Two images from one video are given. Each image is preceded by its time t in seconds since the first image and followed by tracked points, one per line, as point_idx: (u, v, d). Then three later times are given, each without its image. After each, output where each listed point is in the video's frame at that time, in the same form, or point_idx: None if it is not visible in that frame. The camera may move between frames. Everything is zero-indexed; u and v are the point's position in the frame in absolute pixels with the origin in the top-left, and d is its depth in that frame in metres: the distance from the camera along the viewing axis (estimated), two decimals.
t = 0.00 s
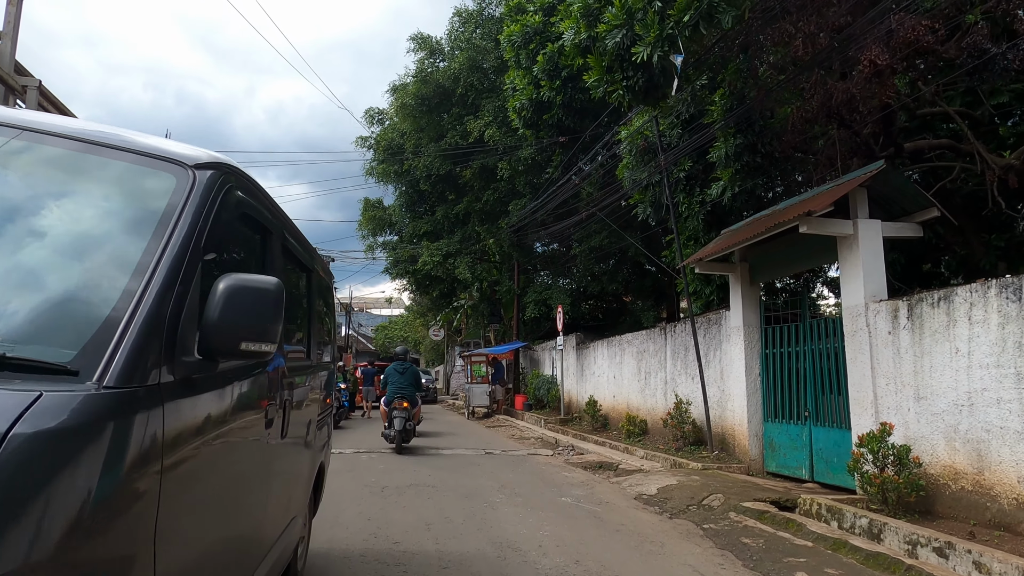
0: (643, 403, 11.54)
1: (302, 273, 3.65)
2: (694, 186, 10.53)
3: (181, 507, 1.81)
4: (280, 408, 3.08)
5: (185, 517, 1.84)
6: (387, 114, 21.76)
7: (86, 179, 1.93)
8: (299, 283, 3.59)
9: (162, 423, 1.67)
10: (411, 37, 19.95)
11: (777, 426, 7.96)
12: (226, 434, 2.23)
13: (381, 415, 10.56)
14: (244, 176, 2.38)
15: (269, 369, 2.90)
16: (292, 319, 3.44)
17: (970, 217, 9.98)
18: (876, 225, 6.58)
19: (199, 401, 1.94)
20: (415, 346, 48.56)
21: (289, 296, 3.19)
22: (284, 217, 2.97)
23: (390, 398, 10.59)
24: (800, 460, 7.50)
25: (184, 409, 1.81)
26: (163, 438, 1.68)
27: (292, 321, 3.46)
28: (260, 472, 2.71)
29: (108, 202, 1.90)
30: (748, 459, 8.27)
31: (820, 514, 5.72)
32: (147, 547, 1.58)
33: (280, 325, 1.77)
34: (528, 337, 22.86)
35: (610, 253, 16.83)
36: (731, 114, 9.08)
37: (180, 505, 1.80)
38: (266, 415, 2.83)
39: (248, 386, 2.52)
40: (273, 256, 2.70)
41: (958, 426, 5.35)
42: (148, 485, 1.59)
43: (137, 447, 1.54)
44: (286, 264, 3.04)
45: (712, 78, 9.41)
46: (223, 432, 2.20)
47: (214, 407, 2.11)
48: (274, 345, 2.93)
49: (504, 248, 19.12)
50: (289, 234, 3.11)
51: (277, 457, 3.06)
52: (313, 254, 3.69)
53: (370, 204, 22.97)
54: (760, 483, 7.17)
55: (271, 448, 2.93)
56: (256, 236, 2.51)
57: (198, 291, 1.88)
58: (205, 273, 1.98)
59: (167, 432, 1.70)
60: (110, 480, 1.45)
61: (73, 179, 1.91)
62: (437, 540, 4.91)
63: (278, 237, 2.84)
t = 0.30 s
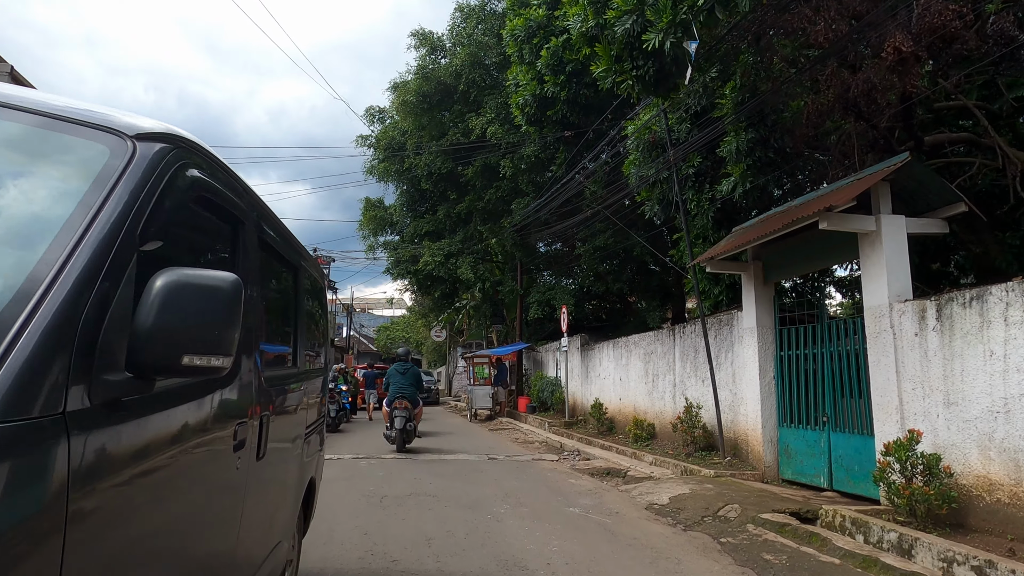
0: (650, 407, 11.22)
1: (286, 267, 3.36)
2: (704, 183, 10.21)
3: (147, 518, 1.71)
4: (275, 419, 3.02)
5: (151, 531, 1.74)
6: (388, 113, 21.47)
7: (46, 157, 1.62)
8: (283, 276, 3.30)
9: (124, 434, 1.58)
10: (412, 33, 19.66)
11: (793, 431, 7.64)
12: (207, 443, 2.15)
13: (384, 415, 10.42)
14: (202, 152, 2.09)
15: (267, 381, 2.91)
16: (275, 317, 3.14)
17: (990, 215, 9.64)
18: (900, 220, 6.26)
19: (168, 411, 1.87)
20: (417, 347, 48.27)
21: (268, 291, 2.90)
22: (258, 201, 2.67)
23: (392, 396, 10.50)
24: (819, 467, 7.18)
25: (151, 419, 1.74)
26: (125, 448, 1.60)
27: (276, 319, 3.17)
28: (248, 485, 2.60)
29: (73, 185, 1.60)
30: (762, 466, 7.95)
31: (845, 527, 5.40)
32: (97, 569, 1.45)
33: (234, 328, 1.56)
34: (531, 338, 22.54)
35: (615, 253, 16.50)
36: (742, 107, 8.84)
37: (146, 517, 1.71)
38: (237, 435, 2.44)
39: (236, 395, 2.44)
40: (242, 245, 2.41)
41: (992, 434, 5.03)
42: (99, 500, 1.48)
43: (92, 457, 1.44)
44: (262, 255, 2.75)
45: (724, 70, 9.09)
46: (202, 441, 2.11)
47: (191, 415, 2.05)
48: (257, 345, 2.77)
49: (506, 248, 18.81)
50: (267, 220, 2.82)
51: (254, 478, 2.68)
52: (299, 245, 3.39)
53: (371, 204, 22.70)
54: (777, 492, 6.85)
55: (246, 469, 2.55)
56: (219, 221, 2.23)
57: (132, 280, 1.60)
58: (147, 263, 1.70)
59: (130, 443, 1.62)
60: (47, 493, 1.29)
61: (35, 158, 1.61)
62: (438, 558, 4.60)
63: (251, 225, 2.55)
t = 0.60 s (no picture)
0: (659, 406, 10.91)
1: (267, 246, 3.04)
2: (715, 175, 9.90)
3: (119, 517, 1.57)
4: (269, 411, 2.87)
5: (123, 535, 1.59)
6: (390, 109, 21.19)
7: None
8: (264, 255, 2.98)
9: (87, 423, 1.44)
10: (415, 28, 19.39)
11: (811, 431, 7.33)
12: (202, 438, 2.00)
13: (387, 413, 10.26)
14: (145, 92, 1.80)
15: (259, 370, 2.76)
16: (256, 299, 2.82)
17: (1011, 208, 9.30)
18: (927, 209, 5.94)
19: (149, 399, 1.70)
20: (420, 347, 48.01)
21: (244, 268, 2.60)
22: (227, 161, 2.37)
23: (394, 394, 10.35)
24: (838, 469, 6.87)
25: (125, 408, 1.59)
26: (89, 439, 1.45)
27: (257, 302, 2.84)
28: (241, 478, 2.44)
29: None
30: (779, 468, 7.63)
31: (872, 534, 5.08)
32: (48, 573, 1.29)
33: (169, 299, 1.36)
34: (535, 337, 22.23)
35: (621, 250, 16.19)
36: (755, 96, 8.54)
37: (117, 518, 1.56)
38: (198, 436, 1.98)
39: (217, 388, 2.12)
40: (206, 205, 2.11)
41: None
42: (49, 494, 1.31)
43: (43, 450, 1.29)
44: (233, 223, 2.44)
45: (736, 58, 8.78)
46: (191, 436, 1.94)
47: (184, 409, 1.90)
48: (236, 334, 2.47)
49: (510, 246, 18.52)
50: (240, 185, 2.52)
51: (223, 489, 2.22)
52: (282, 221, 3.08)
53: (373, 202, 22.44)
54: (796, 495, 6.53)
55: (211, 477, 2.09)
56: (173, 175, 1.93)
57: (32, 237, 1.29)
58: (57, 207, 1.41)
59: (95, 433, 1.47)
60: None
61: None
62: (440, 568, 4.28)
63: (218, 190, 2.24)
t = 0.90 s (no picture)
0: (666, 409, 10.57)
1: (228, 235, 2.71)
2: (724, 170, 9.55)
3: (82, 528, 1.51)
4: (245, 419, 2.84)
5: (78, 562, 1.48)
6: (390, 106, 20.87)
7: None
8: (224, 245, 2.65)
9: (40, 431, 1.35)
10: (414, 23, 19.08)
11: (828, 437, 6.98)
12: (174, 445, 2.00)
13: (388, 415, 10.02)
14: (54, 34, 1.49)
15: (234, 376, 2.74)
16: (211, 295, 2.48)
17: None
18: (955, 202, 5.59)
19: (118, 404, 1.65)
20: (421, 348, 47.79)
21: (194, 257, 2.28)
22: (172, 130, 2.06)
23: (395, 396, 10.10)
24: (859, 477, 6.52)
25: (90, 413, 1.53)
26: (41, 449, 1.36)
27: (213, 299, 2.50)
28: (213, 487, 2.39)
29: None
30: (794, 475, 7.28)
31: (900, 551, 4.74)
32: None
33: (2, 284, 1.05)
34: (537, 337, 21.89)
35: (625, 249, 15.84)
36: (767, 86, 8.23)
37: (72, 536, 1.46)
38: (112, 472, 1.62)
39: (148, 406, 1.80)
40: (136, 178, 1.79)
41: None
42: None
43: None
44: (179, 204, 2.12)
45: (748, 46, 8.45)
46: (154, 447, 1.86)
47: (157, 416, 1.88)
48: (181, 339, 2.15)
49: (512, 245, 18.20)
50: (189, 159, 2.21)
51: (159, 531, 1.91)
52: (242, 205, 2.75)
53: (373, 200, 22.10)
54: (814, 505, 6.18)
55: (136, 518, 1.75)
56: (89, 138, 1.62)
57: None
58: None
59: (56, 442, 1.40)
60: None
61: None
62: None
63: (157, 164, 1.92)
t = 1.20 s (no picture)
0: (674, 410, 10.26)
1: (187, 216, 2.37)
2: (735, 162, 9.24)
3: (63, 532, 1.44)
4: (232, 419, 2.72)
5: None
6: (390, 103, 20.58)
7: None
8: (181, 226, 2.31)
9: None
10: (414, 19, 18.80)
11: (847, 440, 6.67)
12: (166, 447, 2.01)
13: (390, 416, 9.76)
14: None
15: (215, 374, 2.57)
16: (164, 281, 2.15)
17: None
18: (987, 191, 5.28)
19: (101, 399, 1.60)
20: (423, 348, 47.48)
21: (142, 229, 1.95)
22: (109, 73, 1.74)
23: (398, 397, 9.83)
24: (883, 481, 6.21)
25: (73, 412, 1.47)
26: None
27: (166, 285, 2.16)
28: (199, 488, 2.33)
29: None
30: (812, 479, 6.96)
31: (934, 562, 4.43)
32: None
33: None
34: (540, 337, 21.58)
35: (630, 246, 15.53)
36: (780, 75, 7.93)
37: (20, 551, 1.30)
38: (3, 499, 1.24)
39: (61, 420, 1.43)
40: (50, 121, 1.47)
41: None
42: None
43: None
44: (117, 165, 1.79)
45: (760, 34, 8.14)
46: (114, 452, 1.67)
47: (145, 416, 1.85)
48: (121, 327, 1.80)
49: (514, 244, 17.91)
50: (133, 111, 1.88)
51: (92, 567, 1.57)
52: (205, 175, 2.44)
53: (373, 199, 21.82)
54: (836, 511, 5.87)
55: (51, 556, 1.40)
56: None
57: None
58: None
59: (39, 440, 1.35)
60: None
61: None
62: None
63: (82, 107, 1.59)
